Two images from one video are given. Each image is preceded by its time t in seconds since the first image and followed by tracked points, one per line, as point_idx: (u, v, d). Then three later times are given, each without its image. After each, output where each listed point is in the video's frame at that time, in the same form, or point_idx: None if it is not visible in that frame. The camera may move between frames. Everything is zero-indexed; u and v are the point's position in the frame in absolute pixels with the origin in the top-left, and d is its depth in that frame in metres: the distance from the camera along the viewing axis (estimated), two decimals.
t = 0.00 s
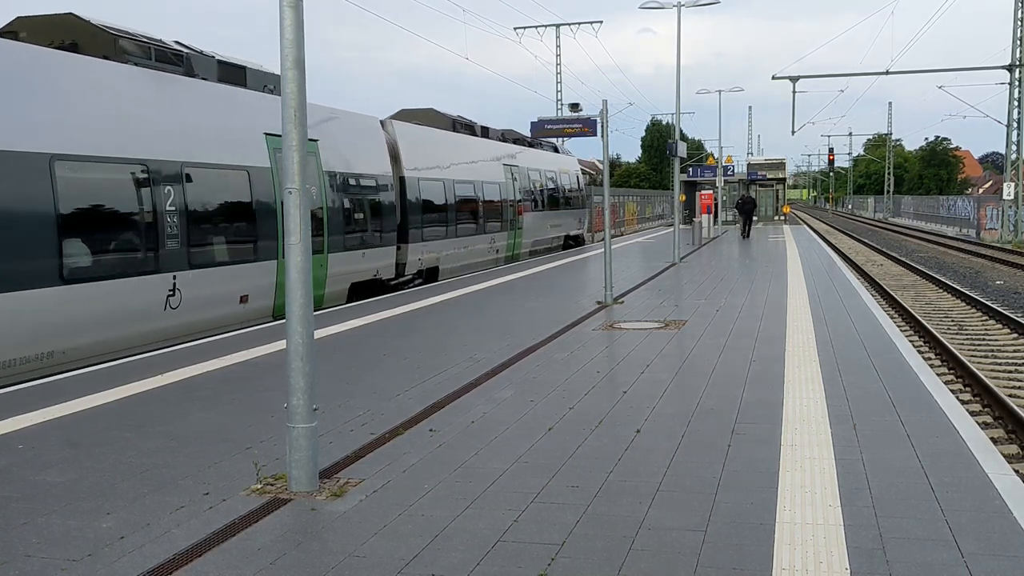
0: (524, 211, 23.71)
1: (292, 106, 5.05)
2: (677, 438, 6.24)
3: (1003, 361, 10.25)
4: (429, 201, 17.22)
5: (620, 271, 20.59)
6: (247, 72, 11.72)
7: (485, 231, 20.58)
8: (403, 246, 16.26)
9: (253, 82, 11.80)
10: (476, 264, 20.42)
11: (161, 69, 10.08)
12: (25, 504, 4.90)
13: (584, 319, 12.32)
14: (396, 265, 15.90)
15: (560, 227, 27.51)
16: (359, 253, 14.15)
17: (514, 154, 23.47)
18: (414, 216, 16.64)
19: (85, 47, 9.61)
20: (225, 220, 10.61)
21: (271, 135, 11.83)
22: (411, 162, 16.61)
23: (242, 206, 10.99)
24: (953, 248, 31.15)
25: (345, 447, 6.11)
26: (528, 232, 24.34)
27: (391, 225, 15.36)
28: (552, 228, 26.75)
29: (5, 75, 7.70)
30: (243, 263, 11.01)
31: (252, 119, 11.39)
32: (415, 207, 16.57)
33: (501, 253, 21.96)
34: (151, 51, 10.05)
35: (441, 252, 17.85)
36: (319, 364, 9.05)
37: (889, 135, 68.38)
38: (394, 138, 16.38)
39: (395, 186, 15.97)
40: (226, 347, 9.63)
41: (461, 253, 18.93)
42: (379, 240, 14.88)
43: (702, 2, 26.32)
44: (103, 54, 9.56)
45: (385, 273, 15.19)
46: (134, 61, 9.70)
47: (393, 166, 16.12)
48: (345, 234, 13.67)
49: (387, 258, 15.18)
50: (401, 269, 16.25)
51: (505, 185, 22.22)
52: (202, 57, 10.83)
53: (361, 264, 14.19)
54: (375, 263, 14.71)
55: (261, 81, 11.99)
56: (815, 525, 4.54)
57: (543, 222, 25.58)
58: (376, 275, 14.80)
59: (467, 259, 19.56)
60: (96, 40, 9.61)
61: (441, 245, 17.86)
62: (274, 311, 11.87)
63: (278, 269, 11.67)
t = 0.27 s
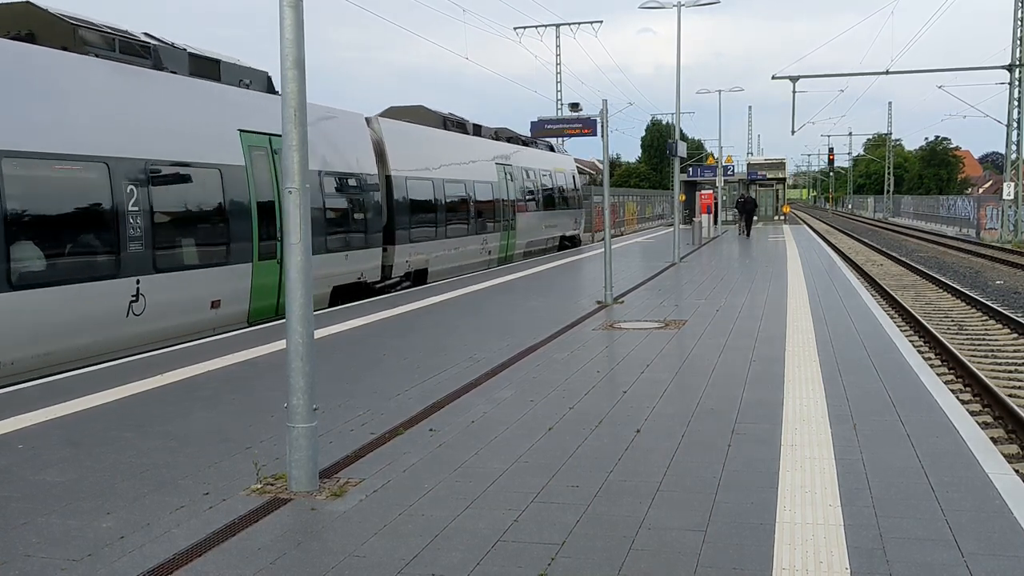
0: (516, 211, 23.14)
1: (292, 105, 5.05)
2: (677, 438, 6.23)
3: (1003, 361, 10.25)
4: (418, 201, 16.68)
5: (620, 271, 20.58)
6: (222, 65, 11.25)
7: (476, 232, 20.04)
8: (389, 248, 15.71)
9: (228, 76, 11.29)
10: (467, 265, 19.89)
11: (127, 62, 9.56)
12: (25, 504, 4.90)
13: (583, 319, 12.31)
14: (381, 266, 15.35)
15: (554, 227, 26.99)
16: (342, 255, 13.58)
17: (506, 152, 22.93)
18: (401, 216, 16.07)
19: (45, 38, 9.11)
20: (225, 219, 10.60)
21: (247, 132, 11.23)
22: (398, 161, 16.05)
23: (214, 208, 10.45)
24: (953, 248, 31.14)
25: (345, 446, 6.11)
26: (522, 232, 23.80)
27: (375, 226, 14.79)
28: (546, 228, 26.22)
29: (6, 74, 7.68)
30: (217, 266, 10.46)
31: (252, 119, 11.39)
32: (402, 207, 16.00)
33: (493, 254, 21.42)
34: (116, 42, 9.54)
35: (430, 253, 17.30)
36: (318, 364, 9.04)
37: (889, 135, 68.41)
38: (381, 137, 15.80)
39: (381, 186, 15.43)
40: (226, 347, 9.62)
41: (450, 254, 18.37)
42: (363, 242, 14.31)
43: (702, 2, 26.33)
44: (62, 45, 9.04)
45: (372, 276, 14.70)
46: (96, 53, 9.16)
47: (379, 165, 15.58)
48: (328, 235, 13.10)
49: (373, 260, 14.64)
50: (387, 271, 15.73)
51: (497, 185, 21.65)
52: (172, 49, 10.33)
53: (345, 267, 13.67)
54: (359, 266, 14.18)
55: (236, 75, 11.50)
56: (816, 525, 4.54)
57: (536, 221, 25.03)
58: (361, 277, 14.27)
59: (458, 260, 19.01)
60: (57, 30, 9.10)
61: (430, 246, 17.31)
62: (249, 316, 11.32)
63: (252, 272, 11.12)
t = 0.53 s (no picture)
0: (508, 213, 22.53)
1: (292, 105, 5.04)
2: (677, 438, 6.23)
3: (1002, 361, 10.24)
4: (405, 202, 16.12)
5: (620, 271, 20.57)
6: (191, 58, 10.68)
7: (466, 234, 19.42)
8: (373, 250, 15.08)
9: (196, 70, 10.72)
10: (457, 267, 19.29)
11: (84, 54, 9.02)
12: (24, 504, 4.89)
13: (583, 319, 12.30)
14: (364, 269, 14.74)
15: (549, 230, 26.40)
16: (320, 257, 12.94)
17: (499, 151, 22.34)
18: (386, 217, 15.45)
19: None
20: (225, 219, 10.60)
21: (217, 127, 10.57)
22: (383, 160, 15.47)
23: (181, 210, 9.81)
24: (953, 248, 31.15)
25: (345, 446, 6.11)
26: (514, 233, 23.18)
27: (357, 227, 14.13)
28: (541, 230, 25.62)
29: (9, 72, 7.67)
30: (182, 270, 9.81)
31: (253, 119, 11.38)
32: (387, 208, 15.39)
33: (485, 256, 20.78)
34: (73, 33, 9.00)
35: (416, 256, 16.68)
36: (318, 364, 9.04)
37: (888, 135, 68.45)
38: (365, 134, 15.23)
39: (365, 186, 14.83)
40: (225, 347, 9.62)
41: (438, 256, 17.75)
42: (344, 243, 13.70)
43: (702, 2, 26.35)
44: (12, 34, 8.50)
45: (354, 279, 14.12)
46: (48, 43, 8.62)
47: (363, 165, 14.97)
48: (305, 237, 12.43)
49: (354, 263, 14.01)
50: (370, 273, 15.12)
51: (489, 184, 21.04)
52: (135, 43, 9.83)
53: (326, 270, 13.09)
54: (339, 269, 13.55)
55: (206, 68, 10.91)
56: (816, 525, 4.54)
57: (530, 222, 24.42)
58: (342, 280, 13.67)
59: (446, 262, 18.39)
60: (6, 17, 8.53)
61: (417, 248, 16.68)
62: (219, 323, 10.70)
63: (223, 277, 10.49)
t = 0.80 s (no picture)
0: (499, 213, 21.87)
1: (292, 105, 5.04)
2: (677, 437, 6.23)
3: (1003, 361, 10.24)
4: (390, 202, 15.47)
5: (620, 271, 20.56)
6: (155, 50, 10.15)
7: (455, 235, 18.77)
8: (355, 252, 14.40)
9: (162, 62, 10.24)
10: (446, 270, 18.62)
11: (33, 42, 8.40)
12: (24, 504, 4.89)
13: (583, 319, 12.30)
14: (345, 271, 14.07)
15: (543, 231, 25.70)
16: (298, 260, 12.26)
17: (491, 150, 21.72)
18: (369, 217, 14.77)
19: None
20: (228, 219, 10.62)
21: (182, 123, 9.93)
22: (367, 158, 14.80)
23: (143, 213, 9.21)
24: (953, 247, 31.15)
25: (345, 446, 6.11)
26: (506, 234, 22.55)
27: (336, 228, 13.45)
28: (534, 232, 24.94)
29: (10, 73, 7.67)
30: (144, 275, 9.20)
31: (253, 119, 11.38)
32: (371, 208, 14.71)
33: (475, 257, 20.08)
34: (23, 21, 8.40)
35: (402, 258, 16.01)
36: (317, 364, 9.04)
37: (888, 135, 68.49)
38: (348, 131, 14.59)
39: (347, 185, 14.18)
40: (226, 347, 9.61)
41: (426, 258, 17.08)
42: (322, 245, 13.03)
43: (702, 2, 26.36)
44: None
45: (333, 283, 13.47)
46: None
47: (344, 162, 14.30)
48: (281, 238, 11.77)
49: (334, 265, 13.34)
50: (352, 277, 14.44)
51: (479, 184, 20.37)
52: (96, 31, 9.31)
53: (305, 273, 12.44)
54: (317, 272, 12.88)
55: (172, 60, 10.43)
56: (815, 525, 4.54)
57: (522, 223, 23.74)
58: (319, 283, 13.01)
59: (434, 264, 17.73)
60: None
61: (403, 250, 16.01)
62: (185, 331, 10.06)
63: (188, 282, 9.85)
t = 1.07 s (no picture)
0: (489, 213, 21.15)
1: (292, 105, 5.04)
2: (677, 438, 6.23)
3: (1003, 361, 10.23)
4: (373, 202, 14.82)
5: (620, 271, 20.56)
6: (113, 41, 9.57)
7: (442, 237, 18.10)
8: (335, 255, 13.66)
9: (122, 53, 9.67)
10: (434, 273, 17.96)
11: None
12: (24, 504, 4.89)
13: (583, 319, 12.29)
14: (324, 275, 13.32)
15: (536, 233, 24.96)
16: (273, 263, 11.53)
17: (480, 149, 21.05)
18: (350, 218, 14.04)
19: None
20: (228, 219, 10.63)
21: (141, 118, 9.27)
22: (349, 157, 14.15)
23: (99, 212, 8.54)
24: (953, 247, 31.13)
25: (345, 446, 6.11)
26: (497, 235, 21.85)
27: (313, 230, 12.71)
28: (527, 233, 24.22)
29: (11, 74, 7.68)
30: (99, 280, 8.55)
31: (254, 119, 11.38)
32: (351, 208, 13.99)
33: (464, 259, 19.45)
34: None
35: (387, 260, 15.35)
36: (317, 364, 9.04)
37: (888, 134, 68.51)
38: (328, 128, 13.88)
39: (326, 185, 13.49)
40: (226, 347, 9.61)
41: (411, 260, 16.37)
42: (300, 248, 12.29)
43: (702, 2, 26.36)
44: None
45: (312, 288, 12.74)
46: None
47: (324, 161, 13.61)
48: (252, 240, 11.05)
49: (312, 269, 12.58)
50: (332, 281, 13.69)
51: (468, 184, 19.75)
52: (46, 18, 8.76)
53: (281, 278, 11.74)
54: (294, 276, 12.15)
55: (132, 50, 9.85)
56: (815, 525, 4.53)
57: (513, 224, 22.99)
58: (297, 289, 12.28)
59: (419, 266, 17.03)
60: None
61: (387, 252, 15.37)
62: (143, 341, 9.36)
63: (146, 288, 9.16)
